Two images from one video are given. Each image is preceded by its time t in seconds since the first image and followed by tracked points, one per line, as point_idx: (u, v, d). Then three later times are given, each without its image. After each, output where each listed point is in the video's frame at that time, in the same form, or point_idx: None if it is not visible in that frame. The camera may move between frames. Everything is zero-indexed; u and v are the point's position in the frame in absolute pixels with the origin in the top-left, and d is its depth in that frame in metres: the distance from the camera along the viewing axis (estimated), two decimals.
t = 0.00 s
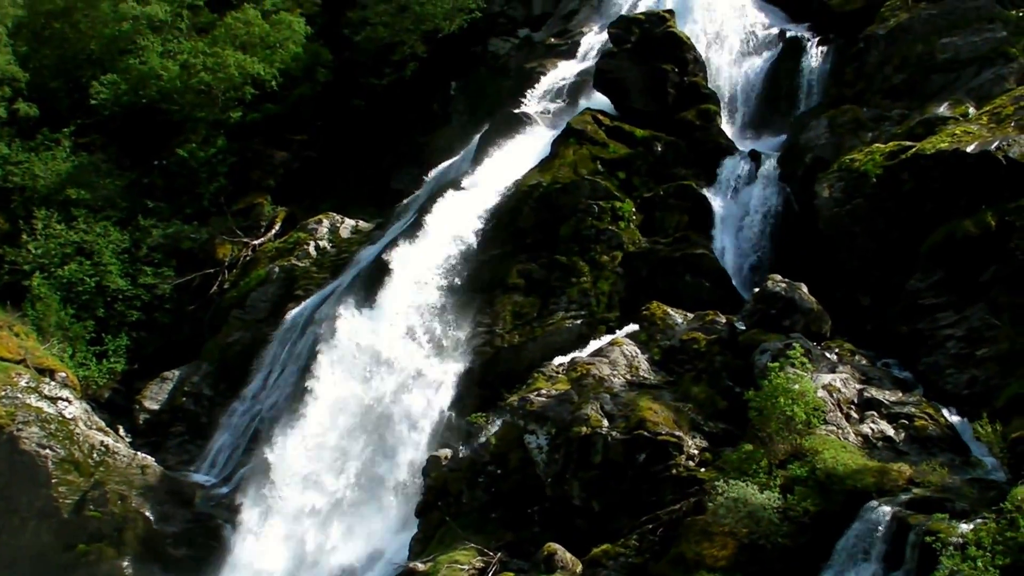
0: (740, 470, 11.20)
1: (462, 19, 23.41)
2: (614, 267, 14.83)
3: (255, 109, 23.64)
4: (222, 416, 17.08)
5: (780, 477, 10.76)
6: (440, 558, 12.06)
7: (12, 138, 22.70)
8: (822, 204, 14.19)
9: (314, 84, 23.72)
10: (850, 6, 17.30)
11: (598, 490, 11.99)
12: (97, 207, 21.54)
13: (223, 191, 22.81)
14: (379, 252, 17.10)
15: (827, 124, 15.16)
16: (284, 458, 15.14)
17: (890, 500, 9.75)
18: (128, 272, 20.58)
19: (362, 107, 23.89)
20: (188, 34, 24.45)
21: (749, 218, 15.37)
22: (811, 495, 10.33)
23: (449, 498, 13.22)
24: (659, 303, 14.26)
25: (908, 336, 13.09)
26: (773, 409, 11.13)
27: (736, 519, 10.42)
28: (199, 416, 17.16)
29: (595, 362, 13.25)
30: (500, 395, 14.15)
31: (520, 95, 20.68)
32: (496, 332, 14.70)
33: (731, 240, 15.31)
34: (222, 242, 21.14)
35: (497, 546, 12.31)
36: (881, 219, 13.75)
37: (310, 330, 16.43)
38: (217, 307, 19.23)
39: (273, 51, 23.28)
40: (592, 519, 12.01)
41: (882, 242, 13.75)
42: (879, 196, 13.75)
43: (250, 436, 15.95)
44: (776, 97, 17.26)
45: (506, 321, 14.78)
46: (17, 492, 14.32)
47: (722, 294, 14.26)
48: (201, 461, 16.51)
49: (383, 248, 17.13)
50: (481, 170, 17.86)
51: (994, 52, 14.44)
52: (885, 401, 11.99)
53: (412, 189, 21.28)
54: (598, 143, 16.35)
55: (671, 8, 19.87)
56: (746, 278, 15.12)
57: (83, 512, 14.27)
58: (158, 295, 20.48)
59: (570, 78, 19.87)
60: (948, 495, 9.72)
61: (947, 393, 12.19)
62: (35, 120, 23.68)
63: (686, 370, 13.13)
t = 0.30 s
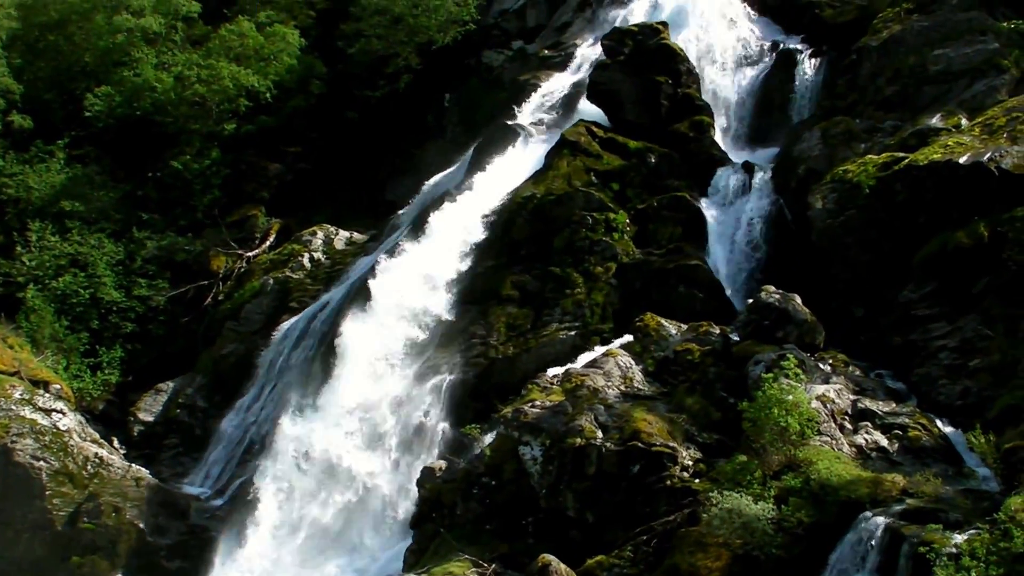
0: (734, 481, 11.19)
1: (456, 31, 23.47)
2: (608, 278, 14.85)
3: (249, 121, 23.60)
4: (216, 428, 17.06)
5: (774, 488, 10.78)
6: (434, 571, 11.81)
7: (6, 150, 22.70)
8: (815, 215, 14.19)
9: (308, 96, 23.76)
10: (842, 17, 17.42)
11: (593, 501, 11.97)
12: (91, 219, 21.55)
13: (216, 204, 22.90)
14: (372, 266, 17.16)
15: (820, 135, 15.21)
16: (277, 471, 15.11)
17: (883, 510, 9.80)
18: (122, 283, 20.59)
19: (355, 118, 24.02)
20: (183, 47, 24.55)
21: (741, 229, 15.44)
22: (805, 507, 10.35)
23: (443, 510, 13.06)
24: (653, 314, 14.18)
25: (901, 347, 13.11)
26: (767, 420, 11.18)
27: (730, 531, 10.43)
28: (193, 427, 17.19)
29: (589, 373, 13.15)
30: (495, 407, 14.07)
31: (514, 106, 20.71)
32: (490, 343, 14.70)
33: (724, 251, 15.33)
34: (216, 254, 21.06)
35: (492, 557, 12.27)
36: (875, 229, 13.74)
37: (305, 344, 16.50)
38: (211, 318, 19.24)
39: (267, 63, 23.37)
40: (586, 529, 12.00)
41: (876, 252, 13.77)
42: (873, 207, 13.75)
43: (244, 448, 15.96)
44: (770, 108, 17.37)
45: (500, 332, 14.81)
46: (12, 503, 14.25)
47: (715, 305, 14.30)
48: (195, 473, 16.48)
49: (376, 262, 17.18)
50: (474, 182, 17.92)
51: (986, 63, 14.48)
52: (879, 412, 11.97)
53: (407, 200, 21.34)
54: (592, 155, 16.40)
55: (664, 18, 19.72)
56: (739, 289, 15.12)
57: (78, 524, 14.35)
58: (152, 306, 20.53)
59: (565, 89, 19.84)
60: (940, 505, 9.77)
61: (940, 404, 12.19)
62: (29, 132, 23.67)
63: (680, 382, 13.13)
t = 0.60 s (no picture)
0: (729, 492, 11.22)
1: (450, 44, 23.52)
2: (602, 289, 14.84)
3: (244, 133, 23.68)
4: (210, 440, 17.04)
5: (768, 499, 10.79)
6: None
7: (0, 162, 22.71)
8: (809, 226, 14.32)
9: (302, 108, 23.88)
10: (835, 28, 17.70)
11: (588, 513, 11.88)
12: (86, 232, 21.56)
13: (211, 216, 22.83)
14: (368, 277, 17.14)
15: (814, 146, 15.24)
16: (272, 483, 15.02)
17: (878, 521, 9.77)
18: (116, 295, 20.61)
19: (350, 130, 24.02)
20: (178, 59, 24.59)
21: (735, 241, 15.47)
22: (800, 517, 10.34)
23: (438, 521, 13.00)
24: (648, 326, 14.16)
25: (896, 358, 13.12)
26: (761, 431, 11.13)
27: (725, 542, 10.38)
28: (187, 439, 17.17)
29: (584, 385, 13.22)
30: (489, 418, 14.07)
31: (509, 118, 20.76)
32: (485, 355, 14.71)
33: (718, 262, 15.41)
34: (211, 266, 21.05)
35: (487, 569, 12.18)
36: (868, 241, 13.79)
37: (300, 355, 16.45)
38: (206, 330, 19.21)
39: (262, 75, 23.42)
40: (581, 541, 11.91)
41: (869, 264, 13.80)
42: (866, 219, 13.81)
43: (239, 460, 15.94)
44: (762, 119, 17.40)
45: (495, 343, 14.83)
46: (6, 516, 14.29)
47: (710, 315, 14.32)
48: (189, 485, 16.45)
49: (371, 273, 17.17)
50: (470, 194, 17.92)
51: (978, 74, 14.52)
52: (873, 422, 12.02)
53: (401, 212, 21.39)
54: (587, 167, 16.41)
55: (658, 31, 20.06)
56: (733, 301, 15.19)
57: (71, 536, 14.23)
58: (146, 318, 20.52)
59: (558, 100, 19.93)
60: (935, 515, 9.74)
61: (933, 413, 12.27)
62: (24, 144, 23.75)
63: (674, 393, 13.12)
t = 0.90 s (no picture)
0: (724, 503, 11.14)
1: (444, 57, 23.40)
2: (596, 301, 14.89)
3: (238, 145, 23.83)
4: (205, 453, 17.04)
5: (764, 511, 10.70)
6: None
7: None
8: (803, 238, 14.31)
9: (297, 120, 24.02)
10: (828, 41, 17.78)
11: (583, 524, 11.78)
12: (81, 244, 21.57)
13: (206, 228, 22.87)
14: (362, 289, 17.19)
15: (807, 158, 15.28)
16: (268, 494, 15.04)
17: (873, 532, 9.73)
18: (111, 307, 20.62)
19: (344, 143, 24.16)
20: (173, 71, 24.51)
21: (730, 252, 15.50)
22: (795, 529, 10.29)
23: (433, 533, 12.94)
24: (643, 338, 14.21)
25: (890, 369, 13.14)
26: (757, 442, 11.11)
27: (720, 553, 10.31)
28: (182, 452, 17.17)
29: (579, 397, 13.18)
30: (483, 430, 14.08)
31: (504, 130, 20.81)
32: (480, 366, 14.71)
33: (712, 273, 15.41)
34: (205, 278, 21.07)
35: None
36: (863, 252, 13.81)
37: (294, 368, 16.51)
38: (200, 343, 19.20)
39: (256, 88, 23.42)
40: (576, 553, 11.81)
41: (863, 275, 13.83)
42: (860, 230, 13.81)
43: (234, 472, 15.93)
44: (757, 133, 17.42)
45: (489, 355, 14.82)
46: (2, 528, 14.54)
47: (705, 326, 14.32)
48: (184, 497, 16.48)
49: (365, 285, 17.22)
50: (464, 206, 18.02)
51: (971, 86, 14.58)
52: (867, 434, 11.97)
53: (396, 224, 21.42)
54: (581, 179, 16.44)
55: (652, 43, 19.93)
56: (728, 311, 15.22)
57: (66, 549, 14.20)
58: (141, 330, 20.50)
59: (553, 113, 20.03)
60: (930, 526, 9.72)
61: (927, 424, 12.28)
62: (19, 158, 23.84)
63: (669, 405, 13.06)
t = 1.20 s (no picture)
0: (719, 516, 11.01)
1: (438, 69, 23.40)
2: (591, 312, 14.90)
3: (233, 158, 23.86)
4: (200, 465, 17.02)
5: (760, 522, 10.67)
6: None
7: None
8: (797, 249, 14.36)
9: (292, 133, 23.98)
10: (821, 53, 17.84)
11: (577, 535, 11.70)
12: (75, 257, 21.58)
13: (200, 240, 22.89)
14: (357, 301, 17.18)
15: (801, 170, 15.31)
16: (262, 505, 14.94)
17: (869, 543, 9.72)
18: (105, 320, 20.66)
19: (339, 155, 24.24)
20: (167, 84, 24.84)
21: (724, 263, 15.57)
22: (790, 540, 10.24)
23: (429, 545, 12.90)
24: (637, 349, 14.21)
25: (885, 380, 13.13)
26: (751, 455, 11.02)
27: (716, 565, 10.24)
28: (176, 464, 17.15)
29: (574, 409, 13.08)
30: (478, 442, 14.00)
31: (499, 142, 20.85)
32: (475, 378, 14.63)
33: (707, 283, 15.45)
34: (200, 290, 21.08)
35: None
36: (856, 264, 13.84)
37: (289, 380, 16.48)
38: (195, 355, 19.20)
39: (251, 101, 23.52)
40: (572, 565, 11.74)
41: (857, 287, 13.84)
42: (854, 241, 13.86)
43: (229, 485, 15.90)
44: (753, 142, 17.47)
45: (484, 367, 14.76)
46: None
47: (700, 338, 14.36)
48: (179, 510, 16.43)
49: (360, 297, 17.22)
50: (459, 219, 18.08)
51: (964, 97, 14.60)
52: (863, 444, 11.93)
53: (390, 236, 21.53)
54: (575, 191, 16.45)
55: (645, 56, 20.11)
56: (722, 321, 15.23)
57: (60, 563, 14.37)
58: (135, 343, 20.53)
59: (547, 126, 20.12)
60: (926, 537, 9.70)
61: (923, 435, 12.26)
62: (14, 171, 23.95)
63: (665, 416, 13.02)
